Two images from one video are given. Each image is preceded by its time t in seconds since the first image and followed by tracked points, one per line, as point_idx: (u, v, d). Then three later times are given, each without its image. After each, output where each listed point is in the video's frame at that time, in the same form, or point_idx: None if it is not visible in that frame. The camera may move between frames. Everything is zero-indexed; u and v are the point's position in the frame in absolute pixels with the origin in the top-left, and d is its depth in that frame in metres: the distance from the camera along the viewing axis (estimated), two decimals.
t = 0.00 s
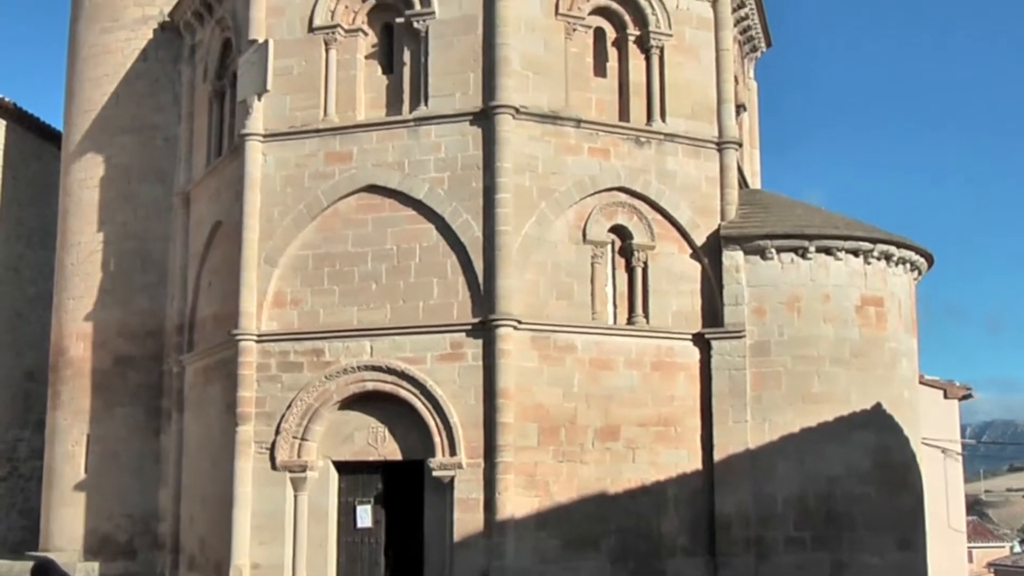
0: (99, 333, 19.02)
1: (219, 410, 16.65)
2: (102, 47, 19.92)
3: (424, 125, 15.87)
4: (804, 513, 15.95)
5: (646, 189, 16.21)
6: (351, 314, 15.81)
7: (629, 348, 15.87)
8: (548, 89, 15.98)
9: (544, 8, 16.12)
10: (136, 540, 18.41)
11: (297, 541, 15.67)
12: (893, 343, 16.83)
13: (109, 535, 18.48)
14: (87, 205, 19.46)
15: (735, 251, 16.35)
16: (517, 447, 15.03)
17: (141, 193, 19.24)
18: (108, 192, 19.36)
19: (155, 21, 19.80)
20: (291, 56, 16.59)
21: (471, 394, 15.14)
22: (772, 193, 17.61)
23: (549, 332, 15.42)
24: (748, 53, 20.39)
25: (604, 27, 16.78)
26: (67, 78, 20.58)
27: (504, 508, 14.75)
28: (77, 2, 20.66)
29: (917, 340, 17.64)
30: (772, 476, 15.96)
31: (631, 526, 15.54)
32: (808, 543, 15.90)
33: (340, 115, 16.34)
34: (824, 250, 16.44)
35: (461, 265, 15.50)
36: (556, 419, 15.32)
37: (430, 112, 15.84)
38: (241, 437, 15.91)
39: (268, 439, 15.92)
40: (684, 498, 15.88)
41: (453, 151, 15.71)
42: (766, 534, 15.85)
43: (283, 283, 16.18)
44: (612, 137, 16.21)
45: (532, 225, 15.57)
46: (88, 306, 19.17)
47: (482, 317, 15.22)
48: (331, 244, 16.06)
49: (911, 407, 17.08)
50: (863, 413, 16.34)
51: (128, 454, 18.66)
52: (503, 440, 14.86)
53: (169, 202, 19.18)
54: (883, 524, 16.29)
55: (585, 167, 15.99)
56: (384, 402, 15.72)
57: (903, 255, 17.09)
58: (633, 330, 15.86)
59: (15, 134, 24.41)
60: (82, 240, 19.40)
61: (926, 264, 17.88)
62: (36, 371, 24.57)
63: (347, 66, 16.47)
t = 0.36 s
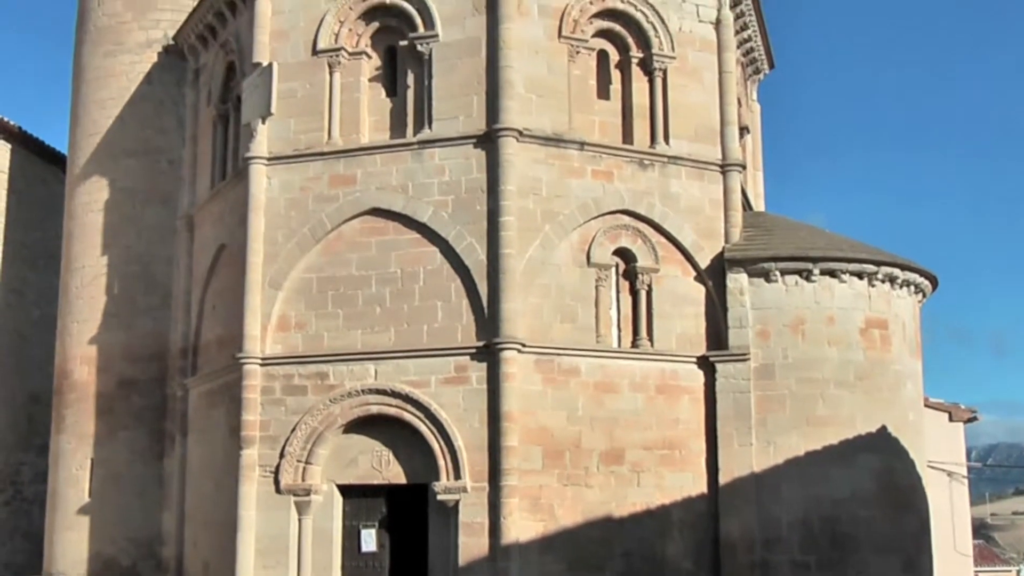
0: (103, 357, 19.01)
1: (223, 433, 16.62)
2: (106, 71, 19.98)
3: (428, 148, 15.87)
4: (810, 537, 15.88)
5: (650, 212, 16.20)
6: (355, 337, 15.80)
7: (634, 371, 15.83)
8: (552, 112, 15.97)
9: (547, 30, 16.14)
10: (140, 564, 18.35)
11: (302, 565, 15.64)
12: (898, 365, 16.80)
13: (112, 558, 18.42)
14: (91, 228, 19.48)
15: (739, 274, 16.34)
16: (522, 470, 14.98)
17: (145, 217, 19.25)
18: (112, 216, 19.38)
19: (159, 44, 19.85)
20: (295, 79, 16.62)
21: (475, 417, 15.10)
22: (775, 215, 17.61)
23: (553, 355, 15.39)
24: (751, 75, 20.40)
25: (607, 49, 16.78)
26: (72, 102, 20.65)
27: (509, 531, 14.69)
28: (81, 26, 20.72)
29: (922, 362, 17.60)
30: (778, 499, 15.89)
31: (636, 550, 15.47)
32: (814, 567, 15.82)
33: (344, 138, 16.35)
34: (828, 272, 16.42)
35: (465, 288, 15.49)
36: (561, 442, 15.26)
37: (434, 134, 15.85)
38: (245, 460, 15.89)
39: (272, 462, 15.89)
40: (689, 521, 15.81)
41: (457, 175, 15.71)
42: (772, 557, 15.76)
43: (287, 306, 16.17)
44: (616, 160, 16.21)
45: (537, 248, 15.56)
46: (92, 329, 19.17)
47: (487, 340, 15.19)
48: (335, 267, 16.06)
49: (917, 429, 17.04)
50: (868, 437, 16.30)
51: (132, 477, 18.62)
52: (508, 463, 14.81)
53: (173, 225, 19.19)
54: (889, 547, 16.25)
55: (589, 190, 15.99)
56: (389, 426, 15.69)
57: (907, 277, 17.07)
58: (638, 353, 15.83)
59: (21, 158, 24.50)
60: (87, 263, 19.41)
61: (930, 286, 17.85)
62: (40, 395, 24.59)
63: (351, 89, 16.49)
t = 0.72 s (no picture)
0: (108, 380, 19.01)
1: (227, 457, 16.60)
2: (113, 96, 20.06)
3: (433, 172, 15.91)
4: (816, 560, 15.82)
5: (654, 236, 16.21)
6: (359, 361, 15.80)
7: (639, 395, 15.80)
8: (556, 136, 16.01)
9: (551, 55, 16.19)
10: None
11: None
12: (903, 389, 16.77)
13: None
14: (97, 252, 19.52)
15: (744, 297, 16.34)
16: (527, 494, 14.94)
17: (150, 241, 19.28)
18: (117, 240, 19.41)
19: (166, 69, 19.94)
20: (300, 103, 16.68)
21: (480, 441, 15.07)
22: (780, 238, 17.61)
23: (558, 379, 15.38)
24: (756, 99, 20.46)
25: (612, 73, 16.84)
26: (78, 127, 20.73)
27: (513, 555, 14.65)
28: (88, 52, 20.82)
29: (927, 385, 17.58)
30: (784, 523, 15.84)
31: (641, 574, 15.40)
32: None
33: (349, 163, 16.40)
34: (833, 296, 16.42)
35: (470, 312, 15.49)
36: (566, 466, 15.23)
37: (439, 158, 15.89)
38: (250, 484, 15.86)
39: (277, 486, 15.86)
40: (695, 545, 15.74)
41: (461, 199, 15.74)
42: None
43: (292, 330, 16.18)
44: (620, 184, 16.24)
45: (541, 272, 15.57)
46: (96, 353, 19.18)
47: (492, 364, 15.18)
48: (340, 291, 16.08)
49: (922, 453, 17.00)
50: (874, 459, 16.26)
51: (135, 501, 18.60)
52: (513, 487, 14.78)
53: (178, 249, 19.22)
54: (894, 570, 16.21)
55: (594, 214, 16.01)
56: (393, 449, 15.66)
57: (912, 301, 17.06)
58: (643, 377, 15.81)
59: (27, 182, 24.58)
60: (91, 287, 19.44)
61: (935, 309, 17.84)
62: (43, 419, 24.63)
63: (356, 113, 16.55)
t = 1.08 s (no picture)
0: (113, 404, 19.00)
1: (232, 481, 16.57)
2: (118, 119, 20.11)
3: (438, 195, 15.93)
4: None
5: (659, 258, 16.22)
6: (365, 384, 15.79)
7: (644, 418, 15.77)
8: (561, 159, 16.03)
9: (556, 78, 16.23)
10: None
11: None
12: (909, 412, 16.74)
13: None
14: (102, 276, 19.54)
15: (749, 320, 16.32)
16: (532, 517, 14.90)
17: (156, 264, 19.29)
18: (123, 263, 19.43)
19: (172, 92, 20.01)
20: (306, 126, 16.72)
21: (485, 464, 15.04)
22: (785, 261, 17.62)
23: (564, 402, 15.36)
24: (760, 121, 20.50)
25: (616, 97, 16.88)
26: (84, 150, 20.79)
27: None
28: (94, 75, 20.89)
29: (933, 408, 17.55)
30: (791, 546, 15.79)
31: None
32: None
33: (354, 186, 16.42)
34: (838, 318, 16.41)
35: (475, 335, 15.49)
36: (571, 489, 15.19)
37: (444, 182, 15.91)
38: (254, 507, 15.83)
39: (281, 509, 15.83)
40: (701, 568, 15.64)
41: (467, 222, 15.76)
42: None
43: (298, 353, 16.18)
44: (625, 207, 16.26)
45: (546, 295, 15.58)
46: (101, 377, 19.18)
47: (497, 387, 15.16)
48: (345, 314, 16.08)
49: (928, 476, 16.96)
50: (880, 482, 16.23)
51: (140, 525, 18.56)
52: (518, 510, 14.74)
53: (184, 272, 19.24)
54: None
55: (599, 236, 16.01)
56: (399, 473, 15.63)
57: (917, 323, 17.05)
58: (648, 400, 15.78)
59: (33, 206, 24.65)
60: (97, 311, 19.45)
61: (940, 331, 17.83)
62: (49, 443, 24.66)
63: (362, 136, 16.58)
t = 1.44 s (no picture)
0: (118, 427, 18.99)
1: (237, 504, 16.54)
2: (124, 143, 20.17)
3: (443, 218, 15.95)
4: None
5: (664, 281, 16.22)
6: (370, 407, 15.78)
7: (650, 440, 15.74)
8: (566, 182, 16.05)
9: (561, 101, 16.27)
10: None
11: None
12: (915, 434, 16.71)
13: None
14: (107, 299, 19.56)
15: (754, 342, 16.30)
16: (538, 541, 14.86)
17: (161, 287, 19.31)
18: (128, 286, 19.46)
19: (177, 116, 20.07)
20: (311, 150, 16.76)
21: (491, 487, 15.01)
22: (790, 283, 17.61)
23: (569, 425, 15.33)
24: (764, 143, 20.52)
25: (621, 119, 16.91)
26: (90, 174, 20.84)
27: None
28: (100, 99, 20.97)
29: (939, 430, 17.52)
30: (797, 570, 15.71)
31: None
32: None
33: (359, 209, 16.44)
34: (843, 340, 16.40)
35: (481, 358, 15.48)
36: (577, 512, 15.15)
37: (449, 205, 15.93)
38: (259, 530, 15.80)
39: (286, 532, 15.79)
40: None
41: (472, 245, 15.77)
42: None
43: (303, 376, 16.17)
44: (630, 230, 16.27)
45: (552, 318, 15.57)
46: (106, 399, 19.18)
47: (502, 410, 15.14)
48: (350, 337, 16.08)
49: (935, 498, 16.90)
50: (887, 505, 16.17)
51: (144, 548, 18.52)
52: (524, 533, 14.69)
53: (189, 295, 19.26)
54: None
55: (604, 259, 16.02)
56: (404, 496, 15.60)
57: (922, 345, 17.03)
58: (654, 423, 15.75)
59: (39, 228, 24.71)
60: (102, 334, 19.47)
61: (946, 353, 17.81)
62: (53, 465, 24.67)
63: (367, 159, 16.62)
